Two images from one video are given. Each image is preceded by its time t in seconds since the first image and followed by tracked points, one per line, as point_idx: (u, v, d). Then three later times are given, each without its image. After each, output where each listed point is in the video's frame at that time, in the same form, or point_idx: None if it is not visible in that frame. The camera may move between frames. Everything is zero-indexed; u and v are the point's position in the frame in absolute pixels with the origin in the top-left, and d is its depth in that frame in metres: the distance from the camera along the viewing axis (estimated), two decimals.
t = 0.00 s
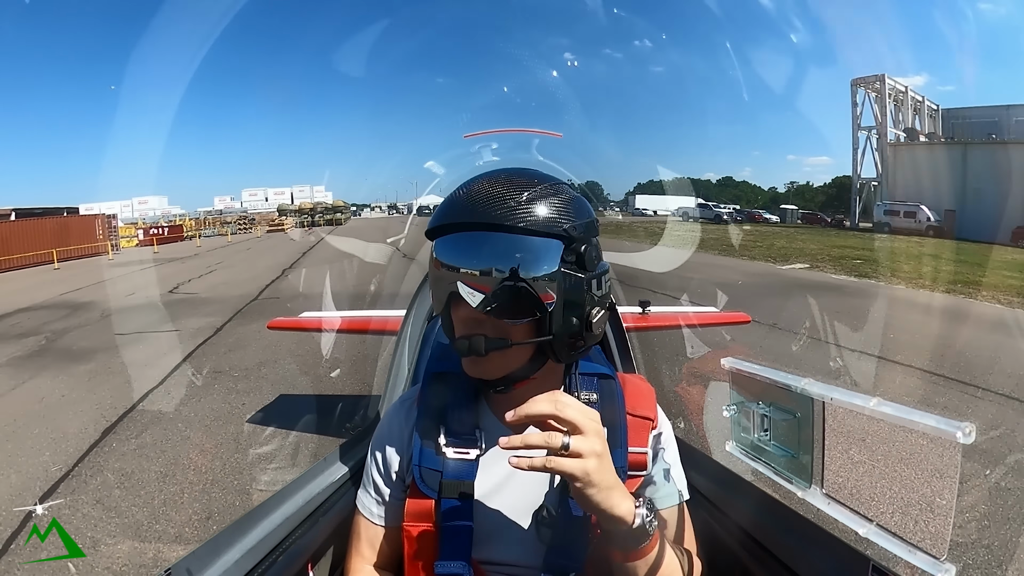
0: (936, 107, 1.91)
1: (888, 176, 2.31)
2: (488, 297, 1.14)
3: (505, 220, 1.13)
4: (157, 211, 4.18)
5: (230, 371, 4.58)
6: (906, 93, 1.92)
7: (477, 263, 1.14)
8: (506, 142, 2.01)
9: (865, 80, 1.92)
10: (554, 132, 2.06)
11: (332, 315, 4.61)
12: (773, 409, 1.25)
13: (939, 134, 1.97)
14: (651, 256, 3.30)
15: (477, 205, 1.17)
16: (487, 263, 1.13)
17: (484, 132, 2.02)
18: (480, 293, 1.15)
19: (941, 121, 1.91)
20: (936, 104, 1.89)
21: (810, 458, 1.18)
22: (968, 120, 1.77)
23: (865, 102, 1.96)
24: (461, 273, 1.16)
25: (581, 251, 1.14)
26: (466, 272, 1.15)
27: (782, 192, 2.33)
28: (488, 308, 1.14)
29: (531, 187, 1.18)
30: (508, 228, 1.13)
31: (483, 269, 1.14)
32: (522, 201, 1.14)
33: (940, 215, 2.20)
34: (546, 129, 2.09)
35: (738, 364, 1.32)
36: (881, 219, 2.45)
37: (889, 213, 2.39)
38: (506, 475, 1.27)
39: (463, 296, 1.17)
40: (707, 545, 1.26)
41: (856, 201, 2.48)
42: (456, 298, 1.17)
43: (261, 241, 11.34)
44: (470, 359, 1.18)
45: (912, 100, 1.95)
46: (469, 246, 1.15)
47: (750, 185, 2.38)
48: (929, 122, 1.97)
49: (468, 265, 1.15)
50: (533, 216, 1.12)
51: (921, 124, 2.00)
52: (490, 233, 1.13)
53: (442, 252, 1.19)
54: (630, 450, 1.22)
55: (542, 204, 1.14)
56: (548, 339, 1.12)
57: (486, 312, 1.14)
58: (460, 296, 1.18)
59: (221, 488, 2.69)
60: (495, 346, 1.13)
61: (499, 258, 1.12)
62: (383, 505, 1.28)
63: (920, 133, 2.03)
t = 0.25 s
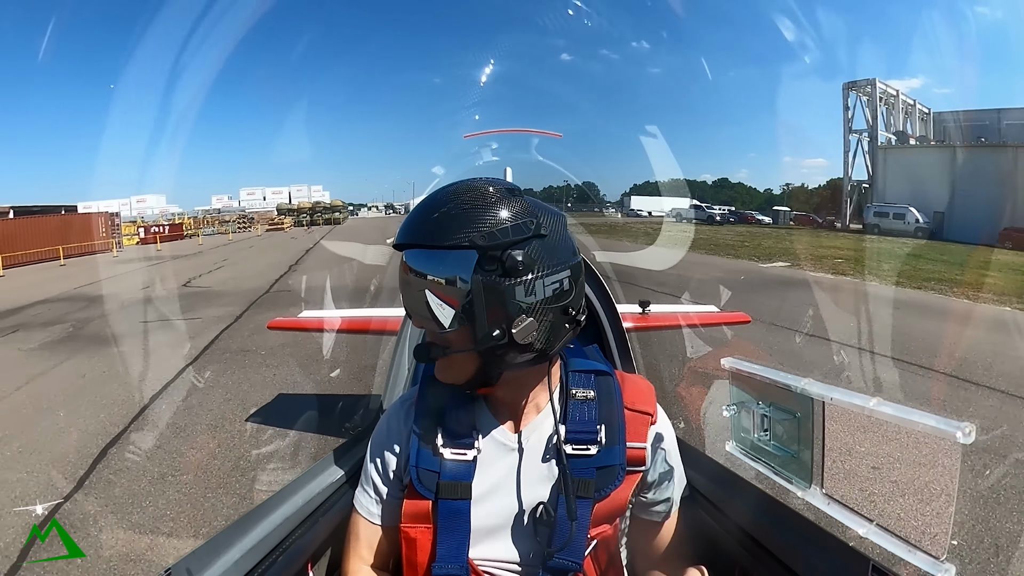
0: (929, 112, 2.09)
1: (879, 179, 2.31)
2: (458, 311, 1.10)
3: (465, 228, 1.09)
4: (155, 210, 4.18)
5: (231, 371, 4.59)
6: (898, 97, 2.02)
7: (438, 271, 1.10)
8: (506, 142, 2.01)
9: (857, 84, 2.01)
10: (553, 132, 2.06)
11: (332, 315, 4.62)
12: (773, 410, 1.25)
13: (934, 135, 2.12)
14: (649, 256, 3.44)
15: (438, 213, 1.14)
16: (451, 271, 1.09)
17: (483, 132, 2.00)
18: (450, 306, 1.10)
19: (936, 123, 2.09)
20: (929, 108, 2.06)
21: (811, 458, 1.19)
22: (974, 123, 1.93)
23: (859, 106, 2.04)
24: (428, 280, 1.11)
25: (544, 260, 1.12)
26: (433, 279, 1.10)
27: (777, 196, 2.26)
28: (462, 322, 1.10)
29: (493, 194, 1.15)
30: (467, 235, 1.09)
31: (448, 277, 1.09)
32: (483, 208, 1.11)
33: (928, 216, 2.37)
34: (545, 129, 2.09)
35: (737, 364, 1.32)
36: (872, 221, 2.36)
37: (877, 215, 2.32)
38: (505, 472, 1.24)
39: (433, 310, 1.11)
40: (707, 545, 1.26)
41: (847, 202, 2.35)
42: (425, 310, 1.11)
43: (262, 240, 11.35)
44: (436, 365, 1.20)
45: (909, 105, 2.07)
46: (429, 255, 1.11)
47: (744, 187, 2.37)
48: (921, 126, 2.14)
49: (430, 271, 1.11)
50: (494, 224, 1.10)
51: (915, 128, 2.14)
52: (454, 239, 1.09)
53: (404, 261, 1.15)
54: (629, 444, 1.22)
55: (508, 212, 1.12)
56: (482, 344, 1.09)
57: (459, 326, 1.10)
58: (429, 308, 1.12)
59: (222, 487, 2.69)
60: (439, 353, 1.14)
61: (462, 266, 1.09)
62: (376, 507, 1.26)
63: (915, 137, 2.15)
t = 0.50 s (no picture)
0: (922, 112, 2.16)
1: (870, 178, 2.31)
2: (462, 302, 1.12)
3: (476, 227, 1.11)
4: (155, 210, 4.18)
5: (231, 371, 4.59)
6: (889, 98, 2.06)
7: (449, 268, 1.12)
8: (506, 142, 2.01)
9: (848, 85, 2.05)
10: (553, 132, 2.06)
11: (332, 315, 4.62)
12: (773, 409, 1.25)
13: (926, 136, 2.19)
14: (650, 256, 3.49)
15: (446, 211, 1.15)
16: (459, 268, 1.11)
17: (483, 132, 2.00)
18: (455, 299, 1.12)
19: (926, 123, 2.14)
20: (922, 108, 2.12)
21: (811, 457, 1.19)
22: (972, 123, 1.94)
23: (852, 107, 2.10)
24: (435, 278, 1.13)
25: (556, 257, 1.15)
26: (439, 276, 1.13)
27: (771, 196, 2.31)
28: (465, 313, 1.12)
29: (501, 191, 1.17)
30: (477, 232, 1.10)
31: (456, 272, 1.11)
32: (494, 206, 1.13)
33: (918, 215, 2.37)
34: (545, 129, 2.09)
35: (738, 364, 1.32)
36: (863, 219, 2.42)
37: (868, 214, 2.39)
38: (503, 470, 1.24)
39: (436, 302, 1.14)
40: (706, 544, 1.26)
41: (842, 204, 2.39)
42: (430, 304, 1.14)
43: (263, 240, 11.35)
44: (455, 370, 1.16)
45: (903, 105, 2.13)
46: (440, 252, 1.13)
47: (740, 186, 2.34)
48: (912, 126, 2.19)
49: (439, 268, 1.13)
50: (506, 223, 1.11)
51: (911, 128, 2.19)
52: (463, 237, 1.11)
53: (413, 256, 1.16)
54: (628, 443, 1.22)
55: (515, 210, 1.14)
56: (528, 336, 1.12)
57: (462, 317, 1.12)
58: (434, 302, 1.15)
59: (222, 487, 2.69)
60: (472, 351, 1.12)
61: (472, 263, 1.11)
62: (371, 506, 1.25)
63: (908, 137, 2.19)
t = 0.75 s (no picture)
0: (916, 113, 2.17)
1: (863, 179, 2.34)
2: (489, 297, 1.13)
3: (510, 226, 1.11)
4: (154, 209, 4.19)
5: (230, 371, 4.59)
6: (883, 98, 1.99)
7: (482, 265, 1.12)
8: (506, 142, 2.01)
9: (843, 86, 1.97)
10: (553, 131, 2.06)
11: (332, 314, 4.62)
12: (773, 409, 1.25)
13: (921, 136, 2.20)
14: (649, 255, 3.39)
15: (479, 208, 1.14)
16: (489, 265, 1.12)
17: (483, 132, 2.01)
18: (482, 295, 1.14)
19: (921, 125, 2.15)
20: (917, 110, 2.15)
21: (811, 457, 1.18)
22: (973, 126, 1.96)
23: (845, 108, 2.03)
24: (464, 274, 1.15)
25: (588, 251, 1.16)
26: (469, 273, 1.14)
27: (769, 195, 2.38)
28: (490, 307, 1.14)
29: (533, 186, 1.16)
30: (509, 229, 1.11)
31: (486, 269, 1.12)
32: (526, 204, 1.12)
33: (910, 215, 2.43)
34: (546, 129, 2.09)
35: (737, 364, 1.32)
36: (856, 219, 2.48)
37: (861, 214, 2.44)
38: (503, 470, 1.24)
39: (463, 300, 1.16)
40: (707, 545, 1.26)
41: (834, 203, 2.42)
42: (456, 302, 1.16)
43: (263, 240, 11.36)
44: (525, 369, 1.16)
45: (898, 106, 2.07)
46: (473, 249, 1.14)
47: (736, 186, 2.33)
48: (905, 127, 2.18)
49: (470, 264, 1.14)
50: (539, 221, 1.11)
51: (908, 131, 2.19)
52: (494, 234, 1.12)
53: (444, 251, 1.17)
54: (628, 446, 1.22)
55: (547, 205, 1.13)
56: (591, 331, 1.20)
57: (486, 312, 1.14)
58: (461, 301, 1.17)
59: (221, 487, 2.69)
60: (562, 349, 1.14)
61: (503, 259, 1.12)
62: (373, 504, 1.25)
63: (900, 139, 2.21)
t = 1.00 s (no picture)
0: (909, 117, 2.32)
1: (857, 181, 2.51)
2: (512, 304, 1.12)
3: (534, 229, 1.09)
4: (155, 208, 4.20)
5: (231, 370, 4.60)
6: (874, 101, 2.17)
7: (508, 269, 1.11)
8: (506, 142, 2.01)
9: (837, 91, 2.15)
10: (553, 131, 2.06)
11: (332, 314, 4.63)
12: (773, 409, 1.25)
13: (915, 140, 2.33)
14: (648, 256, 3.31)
15: (503, 212, 1.13)
16: (516, 269, 1.10)
17: (483, 132, 2.02)
18: (505, 302, 1.13)
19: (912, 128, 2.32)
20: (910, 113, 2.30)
21: (811, 456, 1.18)
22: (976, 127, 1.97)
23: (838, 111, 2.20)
24: (490, 281, 1.13)
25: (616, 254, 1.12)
26: (495, 279, 1.12)
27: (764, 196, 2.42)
28: (511, 315, 1.13)
29: (558, 189, 1.13)
30: (534, 231, 1.08)
31: (513, 274, 1.11)
32: (551, 207, 1.09)
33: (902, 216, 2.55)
34: (546, 129, 2.09)
35: (738, 364, 1.32)
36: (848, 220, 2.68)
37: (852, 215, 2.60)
38: (505, 470, 1.24)
39: (487, 309, 1.15)
40: (707, 546, 1.26)
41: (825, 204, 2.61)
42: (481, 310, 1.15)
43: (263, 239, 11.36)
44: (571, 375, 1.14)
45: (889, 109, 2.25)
46: (498, 253, 1.11)
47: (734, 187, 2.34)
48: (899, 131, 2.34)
49: (494, 266, 1.12)
50: (563, 224, 1.08)
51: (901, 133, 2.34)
52: (519, 236, 1.09)
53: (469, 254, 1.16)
54: (630, 449, 1.22)
55: (574, 206, 1.10)
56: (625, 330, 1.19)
57: (507, 319, 1.13)
58: (485, 308, 1.16)
59: (221, 485, 2.70)
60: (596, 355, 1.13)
61: (528, 262, 1.10)
62: (374, 504, 1.25)
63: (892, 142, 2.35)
